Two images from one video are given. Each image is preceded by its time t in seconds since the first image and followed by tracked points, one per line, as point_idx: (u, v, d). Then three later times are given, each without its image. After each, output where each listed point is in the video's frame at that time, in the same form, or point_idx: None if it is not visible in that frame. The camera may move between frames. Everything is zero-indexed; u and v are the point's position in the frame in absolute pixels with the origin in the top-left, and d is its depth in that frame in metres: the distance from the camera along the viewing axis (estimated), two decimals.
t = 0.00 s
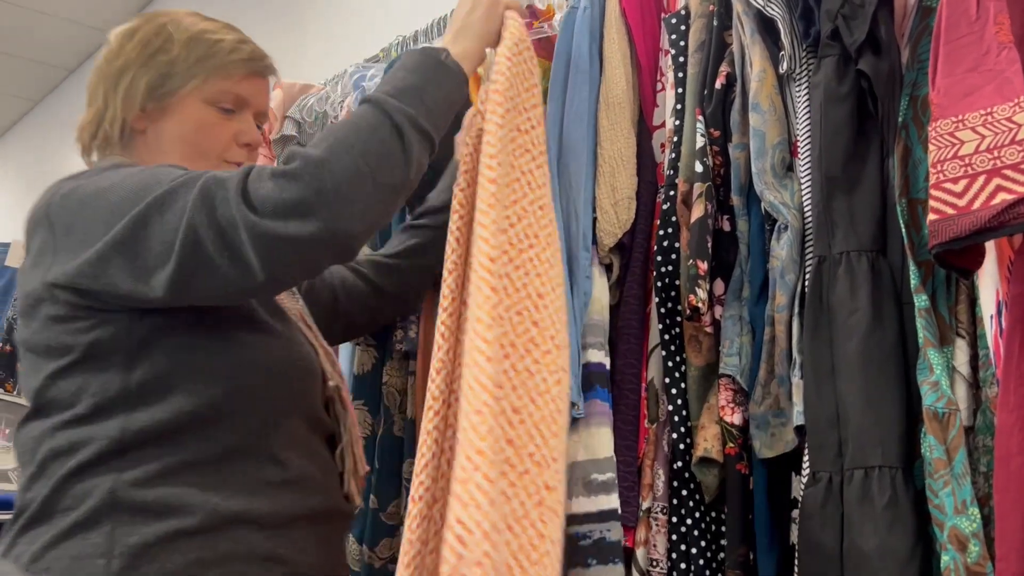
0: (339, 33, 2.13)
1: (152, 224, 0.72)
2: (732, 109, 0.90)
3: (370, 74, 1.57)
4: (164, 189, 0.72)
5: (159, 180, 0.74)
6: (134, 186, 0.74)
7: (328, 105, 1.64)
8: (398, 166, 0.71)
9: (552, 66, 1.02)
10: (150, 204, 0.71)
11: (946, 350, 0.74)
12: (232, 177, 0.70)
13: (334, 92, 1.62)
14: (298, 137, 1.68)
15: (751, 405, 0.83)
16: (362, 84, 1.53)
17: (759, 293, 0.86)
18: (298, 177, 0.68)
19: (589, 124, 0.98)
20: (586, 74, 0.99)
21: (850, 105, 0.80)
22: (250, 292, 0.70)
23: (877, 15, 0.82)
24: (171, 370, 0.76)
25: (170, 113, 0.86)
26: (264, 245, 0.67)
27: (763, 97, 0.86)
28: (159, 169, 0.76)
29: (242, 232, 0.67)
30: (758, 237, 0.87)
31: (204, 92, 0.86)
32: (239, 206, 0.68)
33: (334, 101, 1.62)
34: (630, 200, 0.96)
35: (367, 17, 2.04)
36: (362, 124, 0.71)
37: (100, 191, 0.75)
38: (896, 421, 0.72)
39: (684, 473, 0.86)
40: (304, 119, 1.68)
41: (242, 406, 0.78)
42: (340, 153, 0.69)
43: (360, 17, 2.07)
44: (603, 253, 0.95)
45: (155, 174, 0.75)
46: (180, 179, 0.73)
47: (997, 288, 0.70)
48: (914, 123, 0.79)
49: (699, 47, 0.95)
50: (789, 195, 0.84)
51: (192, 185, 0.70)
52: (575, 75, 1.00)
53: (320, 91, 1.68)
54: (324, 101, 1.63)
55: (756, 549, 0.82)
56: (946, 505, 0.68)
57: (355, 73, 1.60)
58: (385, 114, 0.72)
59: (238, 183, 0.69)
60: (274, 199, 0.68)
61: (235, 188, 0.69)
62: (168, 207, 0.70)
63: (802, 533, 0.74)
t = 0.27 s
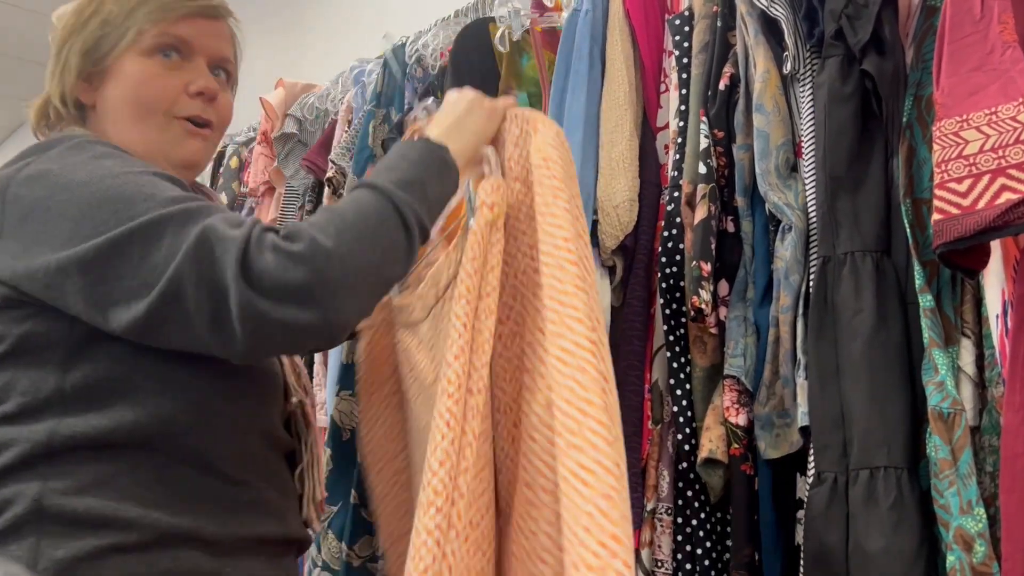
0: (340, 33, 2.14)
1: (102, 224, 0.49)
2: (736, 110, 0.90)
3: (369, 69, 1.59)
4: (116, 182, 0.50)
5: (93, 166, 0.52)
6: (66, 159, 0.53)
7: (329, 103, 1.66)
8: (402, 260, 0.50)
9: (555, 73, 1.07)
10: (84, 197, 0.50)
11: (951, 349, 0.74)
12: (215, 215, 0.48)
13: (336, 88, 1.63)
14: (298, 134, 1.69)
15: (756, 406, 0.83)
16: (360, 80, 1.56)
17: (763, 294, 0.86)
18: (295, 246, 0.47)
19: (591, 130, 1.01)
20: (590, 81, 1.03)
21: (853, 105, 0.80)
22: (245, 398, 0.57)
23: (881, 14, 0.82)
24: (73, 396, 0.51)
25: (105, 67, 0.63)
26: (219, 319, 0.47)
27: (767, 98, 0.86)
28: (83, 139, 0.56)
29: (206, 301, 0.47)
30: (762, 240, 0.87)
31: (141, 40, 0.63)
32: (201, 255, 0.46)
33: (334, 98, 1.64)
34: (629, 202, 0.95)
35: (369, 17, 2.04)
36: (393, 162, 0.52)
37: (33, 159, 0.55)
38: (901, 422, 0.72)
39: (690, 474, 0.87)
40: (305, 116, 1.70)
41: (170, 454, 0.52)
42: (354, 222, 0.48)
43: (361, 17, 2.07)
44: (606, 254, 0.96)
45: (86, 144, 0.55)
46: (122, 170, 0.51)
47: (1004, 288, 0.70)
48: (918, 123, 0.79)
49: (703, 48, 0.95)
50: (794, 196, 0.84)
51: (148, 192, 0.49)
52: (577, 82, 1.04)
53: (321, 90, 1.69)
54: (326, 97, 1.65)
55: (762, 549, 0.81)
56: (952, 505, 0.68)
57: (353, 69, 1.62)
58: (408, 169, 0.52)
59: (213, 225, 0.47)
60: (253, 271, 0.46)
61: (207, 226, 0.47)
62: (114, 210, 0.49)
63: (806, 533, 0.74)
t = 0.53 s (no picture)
0: (344, 34, 2.14)
1: (105, 251, 0.48)
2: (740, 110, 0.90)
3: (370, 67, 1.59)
4: (133, 214, 0.49)
5: (111, 186, 0.51)
6: (81, 167, 0.52)
7: (332, 102, 1.68)
8: (385, 337, 0.50)
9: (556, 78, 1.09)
10: (97, 222, 0.49)
11: (956, 349, 0.73)
12: (221, 271, 0.48)
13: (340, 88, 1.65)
14: (303, 134, 1.70)
15: (760, 406, 0.83)
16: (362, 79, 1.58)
17: (768, 294, 0.86)
18: (293, 320, 0.47)
19: (593, 135, 1.04)
20: (591, 87, 1.06)
21: (858, 105, 0.80)
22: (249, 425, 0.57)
23: (886, 13, 0.81)
24: (61, 407, 0.51)
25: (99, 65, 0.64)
26: (205, 371, 0.47)
27: (770, 98, 0.86)
28: (101, 146, 0.55)
29: (197, 355, 0.47)
30: (767, 238, 0.87)
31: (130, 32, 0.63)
32: (196, 311, 0.46)
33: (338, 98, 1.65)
34: (628, 204, 0.95)
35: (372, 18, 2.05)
36: (386, 231, 0.53)
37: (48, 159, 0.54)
38: (907, 422, 0.72)
39: (693, 474, 0.87)
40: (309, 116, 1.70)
41: (165, 472, 0.52)
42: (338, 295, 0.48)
43: (365, 18, 2.07)
44: (607, 256, 0.96)
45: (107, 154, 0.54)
46: (141, 200, 0.50)
47: (1009, 287, 0.70)
48: (922, 122, 0.79)
49: (707, 48, 0.96)
50: (797, 196, 0.84)
51: (159, 231, 0.49)
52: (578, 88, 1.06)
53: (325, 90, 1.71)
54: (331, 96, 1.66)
55: (767, 549, 0.82)
56: (957, 505, 0.68)
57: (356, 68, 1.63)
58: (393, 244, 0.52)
59: (217, 283, 0.47)
60: (246, 339, 0.46)
61: (211, 280, 0.47)
62: (126, 247, 0.48)
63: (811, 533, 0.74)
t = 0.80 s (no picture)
0: (352, 38, 2.15)
1: (60, 282, 0.45)
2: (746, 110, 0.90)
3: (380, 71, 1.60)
4: (93, 251, 0.46)
5: (85, 215, 0.48)
6: (57, 193, 0.50)
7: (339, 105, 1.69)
8: (288, 457, 0.46)
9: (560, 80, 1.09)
10: (57, 258, 0.46)
11: (965, 349, 0.73)
12: (148, 354, 0.44)
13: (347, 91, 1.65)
14: (310, 137, 1.69)
15: (767, 406, 0.82)
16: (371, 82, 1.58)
17: (774, 294, 0.86)
18: (185, 431, 0.44)
19: (598, 136, 1.04)
20: (595, 88, 1.06)
21: (865, 103, 0.80)
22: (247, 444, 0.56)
23: (893, 12, 0.81)
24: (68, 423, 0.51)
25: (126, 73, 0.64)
26: (95, 446, 0.45)
27: (777, 97, 0.86)
28: (94, 168, 0.52)
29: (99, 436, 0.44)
30: (773, 237, 0.87)
31: (158, 42, 0.64)
32: (110, 387, 0.44)
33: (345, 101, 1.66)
34: (631, 207, 0.97)
35: (380, 21, 2.06)
36: (338, 341, 0.47)
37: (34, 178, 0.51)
38: (916, 422, 0.72)
39: (696, 475, 0.87)
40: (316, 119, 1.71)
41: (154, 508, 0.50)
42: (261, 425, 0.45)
43: (372, 22, 2.08)
44: (610, 259, 0.98)
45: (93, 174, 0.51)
46: (106, 234, 0.47)
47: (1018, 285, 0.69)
48: (931, 120, 0.78)
49: (713, 47, 0.95)
50: (805, 195, 0.84)
51: (111, 274, 0.46)
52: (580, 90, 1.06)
53: (332, 94, 1.71)
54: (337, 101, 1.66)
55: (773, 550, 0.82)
56: (967, 506, 0.68)
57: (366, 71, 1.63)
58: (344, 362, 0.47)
59: (167, 377, 0.44)
60: (132, 437, 0.44)
61: (131, 362, 0.44)
62: (71, 293, 0.45)
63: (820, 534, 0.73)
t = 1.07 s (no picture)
0: (360, 42, 2.16)
1: (120, 289, 0.49)
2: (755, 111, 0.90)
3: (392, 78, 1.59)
4: (132, 267, 0.50)
5: (127, 231, 0.52)
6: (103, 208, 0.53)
7: (351, 112, 1.70)
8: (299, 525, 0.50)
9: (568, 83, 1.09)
10: (100, 270, 0.50)
11: (977, 350, 0.73)
12: (185, 381, 0.48)
13: (359, 98, 1.67)
14: (321, 143, 1.72)
15: (777, 409, 0.82)
16: (383, 89, 1.58)
17: (784, 296, 0.86)
18: (210, 474, 0.48)
19: (606, 139, 1.04)
20: (604, 91, 1.06)
21: (875, 103, 0.79)
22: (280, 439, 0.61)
23: (903, 11, 0.81)
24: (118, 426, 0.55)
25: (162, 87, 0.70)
26: (112, 463, 0.49)
27: (786, 98, 0.86)
28: (138, 184, 0.55)
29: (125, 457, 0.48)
30: (783, 239, 0.86)
31: (190, 56, 0.70)
32: (139, 410, 0.47)
33: (357, 107, 1.67)
34: (641, 209, 0.96)
35: (388, 25, 2.06)
36: (377, 470, 0.52)
37: (79, 189, 0.55)
38: (927, 425, 0.71)
39: (709, 477, 0.86)
40: (327, 126, 1.72)
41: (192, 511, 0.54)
42: (273, 504, 0.50)
43: (380, 26, 2.09)
44: (619, 261, 0.96)
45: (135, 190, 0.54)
46: (145, 251, 0.51)
47: None
48: (942, 120, 0.78)
49: (721, 48, 0.95)
50: (814, 196, 0.83)
51: (150, 291, 0.50)
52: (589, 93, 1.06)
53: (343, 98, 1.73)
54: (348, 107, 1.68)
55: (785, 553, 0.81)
56: (979, 508, 0.67)
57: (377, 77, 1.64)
58: (366, 479, 0.52)
59: (215, 419, 0.49)
60: (147, 465, 0.47)
61: (162, 390, 0.48)
62: (111, 308, 0.49)
63: (830, 538, 0.73)
